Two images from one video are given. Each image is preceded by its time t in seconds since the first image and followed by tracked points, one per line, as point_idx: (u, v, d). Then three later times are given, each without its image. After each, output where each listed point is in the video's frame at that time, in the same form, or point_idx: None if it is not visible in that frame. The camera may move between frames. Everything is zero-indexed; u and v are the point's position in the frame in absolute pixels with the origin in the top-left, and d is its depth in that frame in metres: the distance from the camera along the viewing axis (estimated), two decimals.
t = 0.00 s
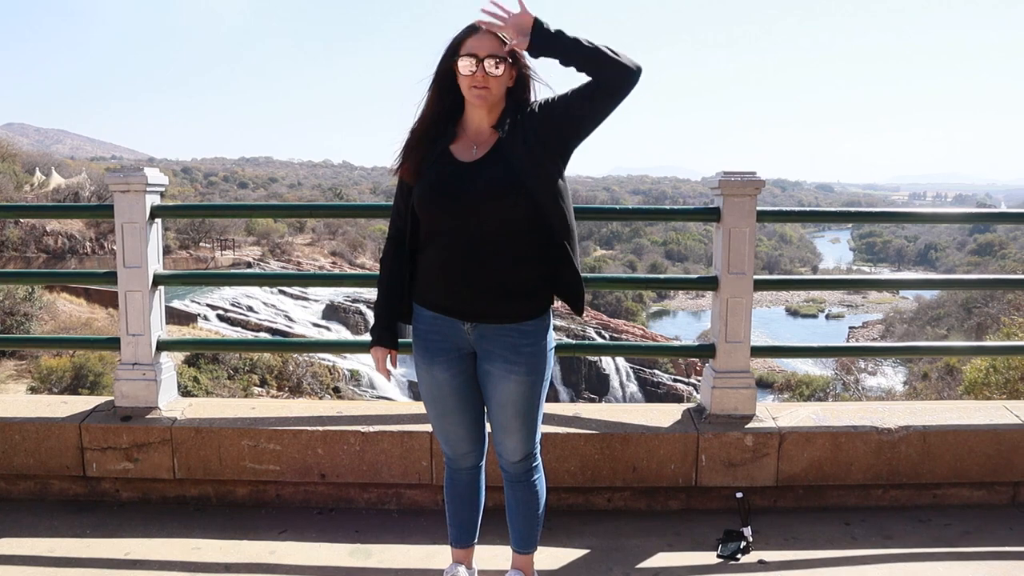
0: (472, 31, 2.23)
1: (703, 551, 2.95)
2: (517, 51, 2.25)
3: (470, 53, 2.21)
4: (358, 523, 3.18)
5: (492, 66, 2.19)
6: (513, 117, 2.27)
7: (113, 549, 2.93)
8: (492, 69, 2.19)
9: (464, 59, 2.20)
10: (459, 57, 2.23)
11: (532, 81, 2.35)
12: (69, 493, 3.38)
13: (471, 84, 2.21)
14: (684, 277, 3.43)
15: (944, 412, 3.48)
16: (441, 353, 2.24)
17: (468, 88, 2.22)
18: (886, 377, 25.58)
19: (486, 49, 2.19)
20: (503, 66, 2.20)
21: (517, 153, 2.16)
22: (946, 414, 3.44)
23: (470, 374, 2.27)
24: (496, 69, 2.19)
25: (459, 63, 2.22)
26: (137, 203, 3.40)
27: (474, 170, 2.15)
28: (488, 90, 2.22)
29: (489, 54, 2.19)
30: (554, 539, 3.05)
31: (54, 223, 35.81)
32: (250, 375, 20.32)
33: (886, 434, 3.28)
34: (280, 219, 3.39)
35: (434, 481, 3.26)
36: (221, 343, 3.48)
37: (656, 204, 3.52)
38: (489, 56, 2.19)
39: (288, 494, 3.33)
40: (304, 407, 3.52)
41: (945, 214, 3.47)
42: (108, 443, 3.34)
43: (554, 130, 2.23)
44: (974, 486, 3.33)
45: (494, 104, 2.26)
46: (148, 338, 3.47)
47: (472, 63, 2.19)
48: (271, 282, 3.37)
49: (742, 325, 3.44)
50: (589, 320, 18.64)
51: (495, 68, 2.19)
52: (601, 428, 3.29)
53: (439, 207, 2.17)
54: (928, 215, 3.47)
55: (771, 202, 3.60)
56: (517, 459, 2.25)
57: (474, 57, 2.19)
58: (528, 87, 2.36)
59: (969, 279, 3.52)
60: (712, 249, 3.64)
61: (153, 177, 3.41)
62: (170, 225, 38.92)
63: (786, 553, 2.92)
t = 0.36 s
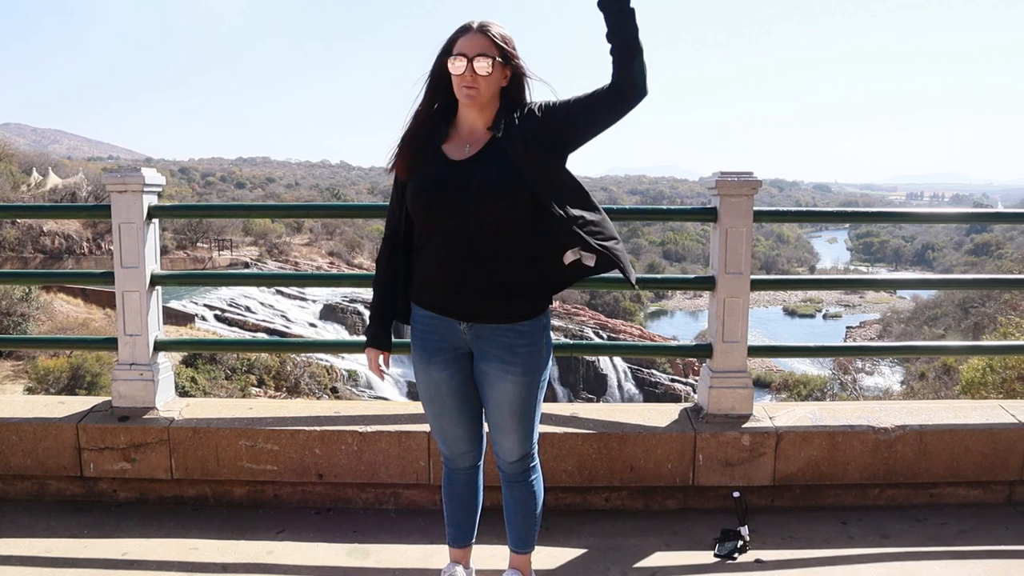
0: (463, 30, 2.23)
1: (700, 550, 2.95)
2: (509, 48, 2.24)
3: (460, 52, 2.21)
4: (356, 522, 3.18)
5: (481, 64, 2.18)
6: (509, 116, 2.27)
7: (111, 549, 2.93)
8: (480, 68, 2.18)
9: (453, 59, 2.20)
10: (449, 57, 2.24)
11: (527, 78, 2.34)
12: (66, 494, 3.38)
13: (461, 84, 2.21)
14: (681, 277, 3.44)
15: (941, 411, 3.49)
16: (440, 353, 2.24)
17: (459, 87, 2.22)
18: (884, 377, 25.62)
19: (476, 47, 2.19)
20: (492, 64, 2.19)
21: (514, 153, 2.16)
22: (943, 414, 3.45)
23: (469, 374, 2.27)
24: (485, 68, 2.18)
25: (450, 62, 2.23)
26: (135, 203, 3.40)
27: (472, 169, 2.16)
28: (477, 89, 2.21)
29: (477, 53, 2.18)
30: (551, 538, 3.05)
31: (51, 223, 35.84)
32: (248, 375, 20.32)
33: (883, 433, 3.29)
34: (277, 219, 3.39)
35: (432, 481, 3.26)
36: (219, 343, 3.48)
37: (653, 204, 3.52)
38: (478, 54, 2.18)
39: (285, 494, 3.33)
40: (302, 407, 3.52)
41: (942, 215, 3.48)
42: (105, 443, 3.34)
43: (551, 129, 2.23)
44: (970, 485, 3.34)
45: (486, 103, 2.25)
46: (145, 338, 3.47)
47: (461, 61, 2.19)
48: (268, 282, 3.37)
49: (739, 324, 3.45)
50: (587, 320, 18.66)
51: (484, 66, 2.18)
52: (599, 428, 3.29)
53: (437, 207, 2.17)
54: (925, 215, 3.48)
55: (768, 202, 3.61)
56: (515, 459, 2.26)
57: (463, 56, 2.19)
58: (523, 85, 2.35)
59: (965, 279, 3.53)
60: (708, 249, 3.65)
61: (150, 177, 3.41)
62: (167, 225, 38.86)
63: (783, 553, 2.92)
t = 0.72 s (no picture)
0: (486, 36, 2.23)
1: (698, 550, 2.96)
2: (526, 61, 2.27)
3: (479, 58, 2.22)
4: (355, 522, 3.18)
5: (502, 77, 2.20)
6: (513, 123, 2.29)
7: (109, 549, 2.93)
8: (502, 80, 2.21)
9: (475, 64, 2.21)
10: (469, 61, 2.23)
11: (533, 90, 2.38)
12: (64, 494, 3.38)
13: (477, 91, 2.21)
14: (679, 277, 3.45)
15: (938, 411, 3.50)
16: (440, 352, 2.24)
17: (474, 93, 2.22)
18: (881, 376, 25.66)
19: (498, 57, 2.21)
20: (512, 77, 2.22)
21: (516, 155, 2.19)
22: (940, 413, 3.46)
23: (469, 373, 2.27)
24: (506, 80, 2.21)
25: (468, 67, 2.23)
26: (133, 203, 3.40)
27: (474, 169, 2.16)
28: (493, 99, 2.23)
29: (500, 64, 2.20)
30: (549, 538, 3.06)
31: (48, 223, 35.84)
32: (245, 375, 20.31)
33: (880, 433, 3.30)
34: (275, 219, 3.39)
35: (430, 480, 3.26)
36: (217, 343, 3.48)
37: (650, 204, 3.53)
38: (500, 65, 2.20)
39: (284, 494, 3.33)
40: (300, 407, 3.52)
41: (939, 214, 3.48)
42: (103, 443, 3.34)
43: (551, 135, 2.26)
44: (967, 484, 3.35)
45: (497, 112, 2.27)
46: (143, 338, 3.47)
47: (482, 68, 2.20)
48: (266, 281, 3.37)
49: (737, 324, 3.46)
50: (584, 320, 18.67)
51: (504, 78, 2.21)
52: (597, 427, 3.29)
53: (439, 206, 2.17)
54: (922, 214, 3.48)
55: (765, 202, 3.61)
56: (513, 458, 2.26)
57: (484, 63, 2.20)
58: (530, 93, 2.38)
59: (962, 279, 3.54)
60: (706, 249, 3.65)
61: (148, 177, 3.41)
62: (165, 225, 38.84)
63: (781, 552, 2.93)
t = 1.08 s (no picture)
0: (489, 37, 2.24)
1: (696, 549, 2.96)
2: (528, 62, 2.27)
3: (481, 58, 2.22)
4: (353, 522, 3.18)
5: (501, 75, 2.20)
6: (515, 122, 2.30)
7: (108, 549, 2.93)
8: (500, 80, 2.20)
9: (475, 64, 2.21)
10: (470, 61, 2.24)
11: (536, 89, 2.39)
12: (62, 494, 3.37)
13: (477, 89, 2.22)
14: (678, 276, 3.45)
15: (935, 410, 3.51)
16: (440, 351, 2.24)
17: (473, 92, 2.23)
18: (879, 376, 25.70)
19: (499, 57, 2.21)
20: (511, 78, 2.22)
21: (518, 155, 2.20)
22: (938, 412, 3.47)
23: (468, 373, 2.28)
24: (504, 79, 2.20)
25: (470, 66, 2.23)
26: (131, 203, 3.40)
27: (476, 169, 2.16)
28: (492, 98, 2.22)
29: (499, 64, 2.20)
30: (548, 538, 3.06)
31: (45, 224, 35.81)
32: (243, 375, 20.29)
33: (878, 432, 3.30)
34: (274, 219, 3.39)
35: (429, 480, 3.27)
36: (215, 343, 3.47)
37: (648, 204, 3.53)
38: (501, 64, 2.20)
39: (282, 494, 3.33)
40: (298, 407, 3.52)
41: (937, 214, 3.49)
42: (102, 443, 3.34)
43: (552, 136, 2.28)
44: (964, 483, 3.36)
45: (497, 112, 2.27)
46: (142, 338, 3.47)
47: (482, 67, 2.20)
48: (264, 281, 3.37)
49: (735, 323, 3.46)
50: (582, 320, 18.67)
51: (502, 77, 2.20)
52: (595, 427, 3.30)
53: (441, 204, 2.17)
54: (920, 214, 3.49)
55: (763, 202, 3.62)
56: (512, 457, 2.27)
57: (485, 62, 2.20)
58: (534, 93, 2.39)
59: (959, 279, 3.54)
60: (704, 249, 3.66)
61: (146, 177, 3.40)
62: (163, 225, 38.83)
63: (778, 551, 2.93)
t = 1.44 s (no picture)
0: (474, 32, 2.24)
1: (694, 548, 2.96)
2: (519, 52, 2.25)
3: (469, 53, 2.23)
4: (352, 522, 3.18)
5: (489, 66, 2.19)
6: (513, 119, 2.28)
7: (107, 549, 2.92)
8: (490, 71, 2.20)
9: (463, 59, 2.22)
10: (459, 57, 2.25)
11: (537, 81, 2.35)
12: (60, 494, 3.37)
13: (469, 85, 2.22)
14: (676, 276, 3.45)
15: (933, 410, 3.51)
16: (440, 351, 2.24)
17: (466, 87, 2.23)
18: (877, 376, 25.74)
19: (486, 50, 2.20)
20: (501, 68, 2.21)
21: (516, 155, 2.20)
22: (936, 412, 3.47)
23: (468, 372, 2.27)
24: (493, 70, 2.19)
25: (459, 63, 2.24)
26: (129, 202, 3.39)
27: (475, 170, 2.17)
28: (485, 91, 2.22)
29: (487, 55, 2.20)
30: (546, 537, 3.06)
31: (43, 224, 35.80)
32: (241, 375, 20.26)
33: (876, 432, 3.31)
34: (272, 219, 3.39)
35: (427, 480, 3.27)
36: (213, 343, 3.47)
37: (646, 204, 3.53)
38: (488, 56, 2.20)
39: (280, 494, 3.33)
40: (297, 407, 3.51)
41: (935, 215, 3.50)
42: (100, 443, 3.33)
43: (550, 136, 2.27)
44: (962, 483, 3.36)
45: (494, 106, 2.26)
46: (140, 338, 3.47)
47: (469, 62, 2.20)
48: (263, 281, 3.37)
49: (733, 323, 3.46)
50: (580, 320, 18.68)
51: (491, 67, 2.19)
52: (594, 427, 3.30)
53: (440, 205, 2.17)
54: (918, 214, 3.49)
55: (762, 202, 3.62)
56: (512, 457, 2.27)
57: (472, 57, 2.21)
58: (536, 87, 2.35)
59: (957, 279, 3.54)
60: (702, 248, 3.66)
61: (144, 177, 3.40)
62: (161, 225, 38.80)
63: (777, 551, 2.94)
